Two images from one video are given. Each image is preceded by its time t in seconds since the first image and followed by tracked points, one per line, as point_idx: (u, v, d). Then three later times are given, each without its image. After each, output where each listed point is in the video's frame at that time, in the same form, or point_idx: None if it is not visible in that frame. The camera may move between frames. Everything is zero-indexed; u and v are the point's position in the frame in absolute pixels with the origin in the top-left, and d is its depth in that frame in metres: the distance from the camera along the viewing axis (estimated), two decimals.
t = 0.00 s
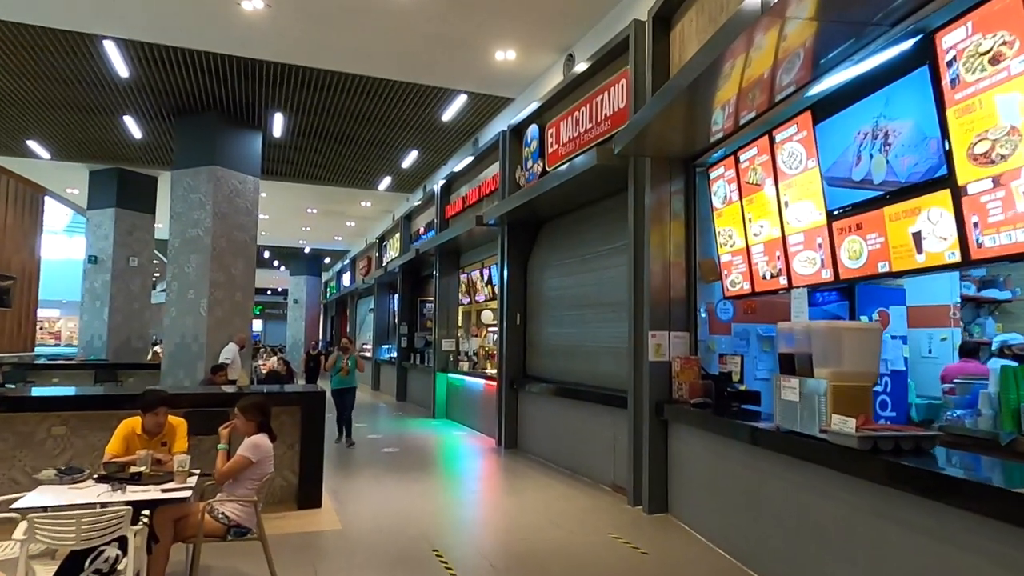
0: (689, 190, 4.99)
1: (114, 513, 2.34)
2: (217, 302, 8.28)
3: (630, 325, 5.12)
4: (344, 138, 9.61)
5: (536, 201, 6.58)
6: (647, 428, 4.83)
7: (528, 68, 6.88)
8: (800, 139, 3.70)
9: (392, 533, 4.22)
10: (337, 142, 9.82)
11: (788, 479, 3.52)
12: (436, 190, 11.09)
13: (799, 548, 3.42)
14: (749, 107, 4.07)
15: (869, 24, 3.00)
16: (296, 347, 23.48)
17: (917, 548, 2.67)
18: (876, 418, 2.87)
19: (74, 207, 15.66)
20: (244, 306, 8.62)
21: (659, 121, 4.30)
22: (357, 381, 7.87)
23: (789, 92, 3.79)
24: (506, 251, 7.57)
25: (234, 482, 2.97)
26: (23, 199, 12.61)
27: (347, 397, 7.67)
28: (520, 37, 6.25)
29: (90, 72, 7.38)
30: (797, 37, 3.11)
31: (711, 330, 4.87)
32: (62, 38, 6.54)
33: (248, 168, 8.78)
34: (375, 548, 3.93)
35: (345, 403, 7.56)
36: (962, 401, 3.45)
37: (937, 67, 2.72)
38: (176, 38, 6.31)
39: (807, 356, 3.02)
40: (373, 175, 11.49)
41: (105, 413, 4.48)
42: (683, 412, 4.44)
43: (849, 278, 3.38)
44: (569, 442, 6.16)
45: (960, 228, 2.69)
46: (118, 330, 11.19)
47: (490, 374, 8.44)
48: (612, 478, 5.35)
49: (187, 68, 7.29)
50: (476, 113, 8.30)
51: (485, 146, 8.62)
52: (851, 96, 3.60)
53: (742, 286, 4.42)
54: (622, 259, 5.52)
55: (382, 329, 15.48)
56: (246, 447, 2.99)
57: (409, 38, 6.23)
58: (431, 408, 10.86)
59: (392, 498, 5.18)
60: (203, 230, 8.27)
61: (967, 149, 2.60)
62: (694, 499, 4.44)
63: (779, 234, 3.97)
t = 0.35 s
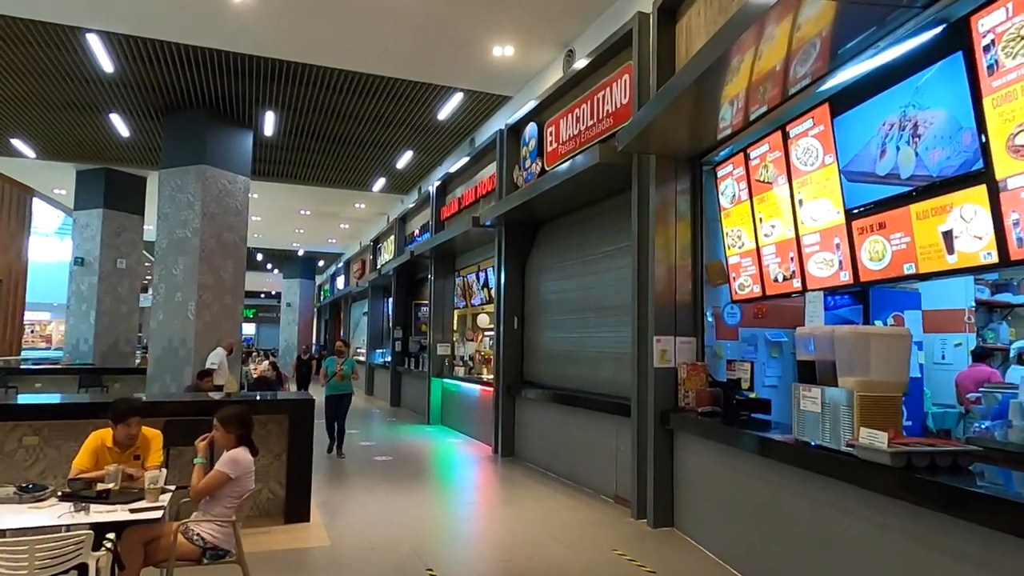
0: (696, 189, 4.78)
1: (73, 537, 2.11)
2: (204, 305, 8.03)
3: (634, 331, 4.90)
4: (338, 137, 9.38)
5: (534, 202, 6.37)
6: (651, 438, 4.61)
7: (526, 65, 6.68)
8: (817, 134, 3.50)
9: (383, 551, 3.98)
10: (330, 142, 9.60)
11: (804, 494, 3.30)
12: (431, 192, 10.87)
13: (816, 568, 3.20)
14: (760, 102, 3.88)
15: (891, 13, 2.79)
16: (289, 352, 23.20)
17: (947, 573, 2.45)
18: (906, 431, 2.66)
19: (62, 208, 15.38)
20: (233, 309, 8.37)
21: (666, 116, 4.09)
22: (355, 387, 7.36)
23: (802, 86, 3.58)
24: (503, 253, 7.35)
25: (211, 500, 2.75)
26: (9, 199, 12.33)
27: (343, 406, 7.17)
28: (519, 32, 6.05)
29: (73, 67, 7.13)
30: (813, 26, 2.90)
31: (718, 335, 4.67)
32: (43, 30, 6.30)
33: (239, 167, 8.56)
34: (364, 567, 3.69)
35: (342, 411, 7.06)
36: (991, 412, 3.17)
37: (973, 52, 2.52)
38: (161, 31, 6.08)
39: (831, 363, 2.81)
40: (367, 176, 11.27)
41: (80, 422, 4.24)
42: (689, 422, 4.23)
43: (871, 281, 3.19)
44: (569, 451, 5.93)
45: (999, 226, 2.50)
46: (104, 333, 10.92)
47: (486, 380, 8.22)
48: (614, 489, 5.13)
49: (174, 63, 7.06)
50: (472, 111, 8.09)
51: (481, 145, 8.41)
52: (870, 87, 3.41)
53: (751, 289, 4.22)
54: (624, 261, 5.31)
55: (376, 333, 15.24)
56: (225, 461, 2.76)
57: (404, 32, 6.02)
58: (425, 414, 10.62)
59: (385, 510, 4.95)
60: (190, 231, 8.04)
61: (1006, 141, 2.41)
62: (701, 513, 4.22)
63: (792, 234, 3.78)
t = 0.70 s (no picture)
0: (704, 181, 4.54)
1: (17, 556, 1.89)
2: (194, 304, 7.80)
3: (638, 330, 4.68)
4: (333, 133, 9.16)
5: (534, 196, 6.14)
6: (657, 442, 4.38)
7: (525, 54, 6.46)
8: (838, 119, 3.28)
9: (373, 563, 3.74)
10: (325, 137, 9.37)
11: (824, 504, 3.06)
12: (428, 189, 10.64)
13: None
14: (774, 86, 3.66)
15: None
16: (285, 353, 22.94)
17: None
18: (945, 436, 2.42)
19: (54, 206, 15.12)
20: (223, 308, 8.13)
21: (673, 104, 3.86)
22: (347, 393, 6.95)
23: (822, 67, 3.36)
24: (502, 250, 7.11)
25: (180, 513, 2.56)
26: None
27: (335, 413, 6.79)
28: (518, 20, 5.83)
29: (57, 57, 6.90)
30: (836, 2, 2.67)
31: (728, 334, 4.47)
32: (24, 18, 6.07)
33: (230, 163, 8.33)
34: None
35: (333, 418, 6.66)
36: None
37: (1017, 22, 2.30)
38: (145, 18, 5.86)
39: (860, 364, 2.59)
40: (363, 173, 11.04)
41: (53, 426, 4.01)
42: (698, 426, 4.00)
43: (897, 275, 2.98)
44: (571, 455, 5.70)
45: None
46: (93, 334, 10.67)
47: (484, 381, 7.98)
48: (618, 496, 4.90)
49: (162, 54, 6.83)
50: (470, 105, 7.87)
51: (479, 140, 8.19)
52: (894, 68, 3.18)
53: (764, 285, 4.02)
54: (628, 257, 5.08)
55: (373, 334, 14.99)
56: (196, 470, 2.57)
57: (399, 20, 5.80)
58: (422, 417, 10.37)
59: (379, 518, 4.73)
60: (180, 228, 7.81)
61: None
62: (710, 522, 3.98)
63: (809, 227, 3.56)
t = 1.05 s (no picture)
0: (721, 175, 4.29)
1: None
2: (192, 305, 7.60)
3: (651, 332, 4.44)
4: (334, 130, 8.95)
5: (540, 193, 5.91)
6: (672, 451, 4.13)
7: (531, 46, 6.24)
8: (870, 104, 3.04)
9: None
10: (327, 136, 9.17)
11: (859, 521, 2.81)
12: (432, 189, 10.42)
13: None
14: (797, 72, 3.44)
15: None
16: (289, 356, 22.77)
17: None
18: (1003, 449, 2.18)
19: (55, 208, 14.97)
20: (222, 310, 7.93)
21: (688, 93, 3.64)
22: (347, 401, 6.38)
23: (852, 49, 3.12)
24: (507, 250, 6.88)
25: (156, 535, 2.39)
26: None
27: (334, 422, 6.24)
28: (524, 10, 5.61)
29: (49, 52, 6.71)
30: None
31: (746, 336, 4.21)
32: (14, 9, 5.89)
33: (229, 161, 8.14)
34: None
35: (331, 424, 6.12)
36: None
37: None
38: (138, 10, 5.67)
39: (905, 369, 2.34)
40: (366, 172, 10.84)
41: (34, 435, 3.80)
42: (716, 434, 3.75)
43: (938, 272, 2.73)
44: (580, 463, 5.46)
45: None
46: (92, 337, 10.50)
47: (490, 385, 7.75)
48: (630, 507, 4.65)
49: (157, 48, 6.65)
50: (475, 100, 7.65)
51: (484, 137, 7.97)
52: (932, 48, 2.94)
53: (787, 284, 3.78)
54: (640, 255, 4.84)
55: (377, 336, 14.78)
56: (173, 488, 2.39)
57: (400, 10, 5.59)
58: (425, 421, 10.15)
59: (379, 530, 4.50)
60: (177, 228, 7.62)
61: None
62: (730, 537, 3.74)
63: (838, 222, 3.32)
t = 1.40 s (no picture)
0: (745, 169, 4.06)
1: None
2: (193, 308, 7.41)
3: (670, 335, 4.21)
4: (339, 130, 8.77)
5: (552, 192, 5.70)
6: (694, 462, 3.90)
7: (542, 39, 6.03)
8: (912, 89, 2.82)
9: None
10: (332, 135, 9.00)
11: (905, 543, 2.58)
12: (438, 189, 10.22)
13: None
14: (829, 58, 3.22)
15: None
16: (294, 359, 22.63)
17: None
18: None
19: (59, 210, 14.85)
20: (224, 313, 7.74)
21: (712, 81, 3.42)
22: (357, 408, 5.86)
23: (891, 30, 2.90)
24: (517, 251, 6.66)
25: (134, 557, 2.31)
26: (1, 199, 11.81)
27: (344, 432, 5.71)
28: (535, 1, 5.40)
29: (48, 48, 6.55)
30: None
31: (771, 341, 3.97)
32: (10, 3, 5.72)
33: (231, 161, 7.96)
34: None
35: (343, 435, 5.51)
36: None
37: None
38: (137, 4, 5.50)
39: (965, 376, 2.11)
40: (371, 173, 10.64)
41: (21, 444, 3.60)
42: (742, 444, 3.52)
43: (993, 268, 2.50)
44: (594, 473, 5.23)
45: None
46: (94, 340, 10.34)
47: (498, 390, 7.53)
48: (649, 520, 4.43)
49: (157, 44, 6.48)
50: (483, 97, 7.45)
51: (492, 135, 7.77)
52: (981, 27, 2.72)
53: (817, 284, 3.54)
54: (658, 255, 4.62)
55: (383, 340, 14.58)
56: (156, 506, 2.32)
57: (406, 2, 5.39)
58: (432, 427, 9.94)
59: (384, 544, 4.30)
60: (179, 229, 7.43)
61: None
62: (757, 554, 3.51)
63: (875, 217, 3.10)
